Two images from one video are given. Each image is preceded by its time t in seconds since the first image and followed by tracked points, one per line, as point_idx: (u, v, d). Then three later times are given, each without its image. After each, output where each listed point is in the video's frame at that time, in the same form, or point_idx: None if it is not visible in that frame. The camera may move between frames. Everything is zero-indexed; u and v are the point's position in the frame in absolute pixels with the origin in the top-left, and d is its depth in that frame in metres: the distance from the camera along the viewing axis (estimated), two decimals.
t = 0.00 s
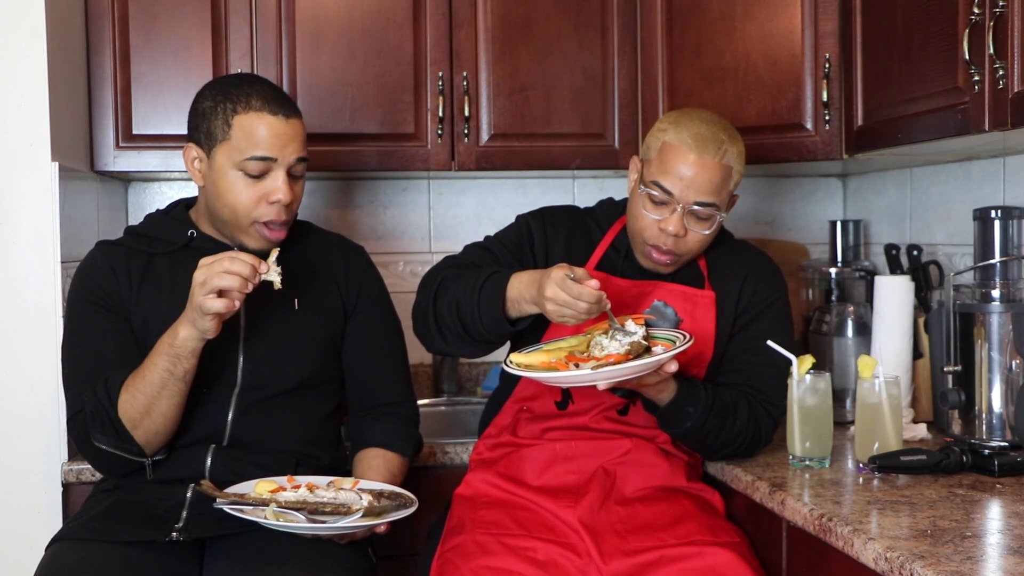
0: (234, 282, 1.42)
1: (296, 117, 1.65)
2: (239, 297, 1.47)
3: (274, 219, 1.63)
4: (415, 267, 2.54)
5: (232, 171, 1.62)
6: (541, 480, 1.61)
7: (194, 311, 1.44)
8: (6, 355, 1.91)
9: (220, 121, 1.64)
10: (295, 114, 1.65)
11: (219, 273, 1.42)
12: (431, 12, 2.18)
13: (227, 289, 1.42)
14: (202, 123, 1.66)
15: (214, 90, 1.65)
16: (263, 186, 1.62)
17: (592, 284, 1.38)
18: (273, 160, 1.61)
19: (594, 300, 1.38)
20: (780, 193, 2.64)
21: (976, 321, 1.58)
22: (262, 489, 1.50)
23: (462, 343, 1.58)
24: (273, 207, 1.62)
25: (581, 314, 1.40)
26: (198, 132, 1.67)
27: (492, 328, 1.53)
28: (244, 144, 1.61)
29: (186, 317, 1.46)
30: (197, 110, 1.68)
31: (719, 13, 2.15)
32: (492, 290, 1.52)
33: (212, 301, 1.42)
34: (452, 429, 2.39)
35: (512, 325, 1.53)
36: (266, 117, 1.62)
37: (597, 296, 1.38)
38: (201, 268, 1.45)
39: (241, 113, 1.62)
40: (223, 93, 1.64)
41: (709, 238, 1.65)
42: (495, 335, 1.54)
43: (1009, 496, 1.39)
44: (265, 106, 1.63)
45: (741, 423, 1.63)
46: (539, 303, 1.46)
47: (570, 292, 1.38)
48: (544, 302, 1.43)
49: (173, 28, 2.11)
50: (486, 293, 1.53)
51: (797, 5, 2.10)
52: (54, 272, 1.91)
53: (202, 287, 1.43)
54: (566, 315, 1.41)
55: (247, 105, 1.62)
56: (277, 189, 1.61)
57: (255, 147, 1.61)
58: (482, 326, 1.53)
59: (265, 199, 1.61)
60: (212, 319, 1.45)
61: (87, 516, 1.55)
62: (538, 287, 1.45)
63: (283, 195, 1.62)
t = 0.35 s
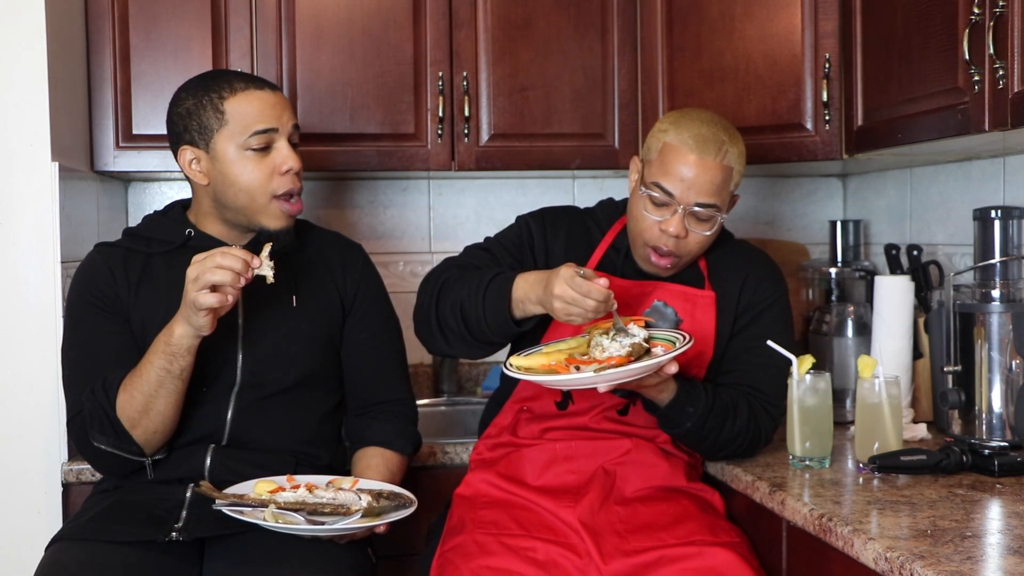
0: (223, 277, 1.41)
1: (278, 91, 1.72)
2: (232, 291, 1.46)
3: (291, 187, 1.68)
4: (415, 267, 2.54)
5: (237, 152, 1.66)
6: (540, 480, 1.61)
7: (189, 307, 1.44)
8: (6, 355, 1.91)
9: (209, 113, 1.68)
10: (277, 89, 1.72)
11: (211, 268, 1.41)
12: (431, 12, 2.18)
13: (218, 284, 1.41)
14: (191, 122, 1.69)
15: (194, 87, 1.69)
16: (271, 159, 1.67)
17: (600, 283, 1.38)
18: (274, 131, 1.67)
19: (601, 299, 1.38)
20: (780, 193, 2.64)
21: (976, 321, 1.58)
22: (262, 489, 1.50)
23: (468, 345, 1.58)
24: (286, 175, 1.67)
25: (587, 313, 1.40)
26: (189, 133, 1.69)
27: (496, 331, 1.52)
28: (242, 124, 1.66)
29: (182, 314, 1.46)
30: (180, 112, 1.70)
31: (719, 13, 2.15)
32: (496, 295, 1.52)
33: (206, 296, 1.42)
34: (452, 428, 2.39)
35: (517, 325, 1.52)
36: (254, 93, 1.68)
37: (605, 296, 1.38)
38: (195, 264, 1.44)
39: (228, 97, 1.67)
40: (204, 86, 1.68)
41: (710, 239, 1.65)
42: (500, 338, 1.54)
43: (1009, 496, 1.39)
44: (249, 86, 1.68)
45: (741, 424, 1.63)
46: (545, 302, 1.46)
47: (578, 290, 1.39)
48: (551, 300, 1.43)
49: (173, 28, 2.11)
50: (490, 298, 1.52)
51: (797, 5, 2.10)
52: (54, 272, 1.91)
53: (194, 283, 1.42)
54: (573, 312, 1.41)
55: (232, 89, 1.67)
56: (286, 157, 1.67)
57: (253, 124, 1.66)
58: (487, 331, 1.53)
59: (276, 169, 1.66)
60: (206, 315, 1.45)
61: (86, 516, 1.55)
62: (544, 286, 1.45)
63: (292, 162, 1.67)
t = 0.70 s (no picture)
0: (224, 283, 1.40)
1: (271, 85, 1.73)
2: (233, 296, 1.46)
3: (292, 177, 1.69)
4: (415, 267, 2.54)
5: (237, 146, 1.66)
6: (541, 480, 1.61)
7: (189, 312, 1.44)
8: (6, 355, 1.91)
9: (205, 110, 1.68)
10: (270, 82, 1.73)
11: (212, 273, 1.41)
12: (431, 12, 2.18)
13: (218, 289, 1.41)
14: (188, 120, 1.69)
15: (188, 86, 1.69)
16: (270, 150, 1.67)
17: (591, 308, 1.38)
18: (271, 123, 1.68)
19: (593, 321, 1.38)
20: (779, 193, 2.64)
21: (976, 321, 1.58)
22: (262, 489, 1.50)
23: (470, 354, 1.58)
24: (286, 165, 1.67)
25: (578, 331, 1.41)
26: (186, 132, 1.69)
27: (497, 340, 1.53)
28: (239, 118, 1.66)
29: (182, 319, 1.46)
30: (176, 112, 1.70)
31: (719, 13, 2.15)
32: (496, 305, 1.51)
33: (206, 302, 1.42)
34: (452, 428, 2.39)
35: (517, 334, 1.52)
36: (249, 87, 1.68)
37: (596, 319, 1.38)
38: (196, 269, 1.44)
39: (223, 92, 1.67)
40: (198, 84, 1.69)
41: (712, 240, 1.65)
42: (502, 347, 1.54)
43: (1009, 496, 1.40)
44: (242, 80, 1.69)
45: (741, 424, 1.63)
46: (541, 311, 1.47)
47: (569, 314, 1.39)
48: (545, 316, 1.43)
49: (173, 28, 2.11)
50: (491, 308, 1.52)
51: (797, 5, 2.10)
52: (54, 272, 1.91)
53: (195, 288, 1.42)
54: (565, 330, 1.41)
55: (227, 85, 1.68)
56: (285, 147, 1.67)
57: (250, 117, 1.66)
58: (488, 340, 1.53)
59: (277, 160, 1.67)
60: (206, 320, 1.45)
61: (87, 516, 1.55)
62: (540, 302, 1.45)
63: (292, 151, 1.68)
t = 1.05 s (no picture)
0: (224, 285, 1.40)
1: (274, 86, 1.73)
2: (233, 298, 1.46)
3: (295, 177, 1.69)
4: (415, 267, 2.54)
5: (240, 147, 1.66)
6: (541, 480, 1.61)
7: (189, 313, 1.44)
8: (6, 355, 1.91)
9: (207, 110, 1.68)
10: (273, 83, 1.73)
11: (213, 275, 1.41)
12: (431, 12, 2.18)
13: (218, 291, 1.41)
14: (190, 120, 1.69)
15: (191, 86, 1.69)
16: (273, 151, 1.67)
17: (582, 294, 1.38)
18: (274, 124, 1.67)
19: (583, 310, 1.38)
20: (779, 193, 2.64)
21: (976, 321, 1.58)
22: (262, 489, 1.50)
23: (469, 354, 1.59)
24: (289, 167, 1.67)
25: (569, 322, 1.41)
26: (189, 131, 1.69)
27: (496, 338, 1.53)
28: (242, 119, 1.66)
29: (182, 320, 1.46)
30: (178, 112, 1.70)
31: (719, 13, 2.15)
32: (493, 303, 1.51)
33: (207, 304, 1.42)
34: (452, 428, 2.39)
35: (513, 329, 1.53)
36: (252, 87, 1.68)
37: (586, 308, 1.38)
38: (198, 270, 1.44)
39: (226, 92, 1.67)
40: (201, 84, 1.69)
41: (709, 241, 1.65)
42: (501, 344, 1.55)
43: (1009, 496, 1.39)
44: (245, 81, 1.69)
45: (742, 424, 1.63)
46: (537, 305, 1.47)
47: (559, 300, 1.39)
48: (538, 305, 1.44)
49: (174, 28, 2.11)
50: (488, 306, 1.52)
51: (797, 5, 2.10)
52: (54, 272, 1.91)
53: (195, 289, 1.42)
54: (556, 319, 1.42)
55: (230, 85, 1.68)
56: (287, 148, 1.67)
57: (253, 118, 1.66)
58: (487, 338, 1.53)
59: (279, 161, 1.67)
60: (207, 321, 1.44)
61: (87, 516, 1.55)
62: (534, 293, 1.46)
63: (294, 153, 1.68)
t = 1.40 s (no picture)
0: (223, 287, 1.40)
1: (275, 86, 1.73)
2: (233, 300, 1.46)
3: (296, 179, 1.69)
4: (415, 267, 2.54)
5: (241, 147, 1.66)
6: (541, 480, 1.61)
7: (189, 314, 1.44)
8: (6, 355, 1.91)
9: (208, 111, 1.68)
10: (274, 83, 1.73)
11: (212, 277, 1.41)
12: (431, 12, 2.18)
13: (218, 293, 1.41)
14: (191, 121, 1.68)
15: (191, 86, 1.69)
16: (274, 152, 1.67)
17: (590, 232, 1.39)
18: (275, 126, 1.68)
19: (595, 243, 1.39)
20: (779, 193, 2.64)
21: (976, 321, 1.58)
22: (262, 489, 1.50)
23: (475, 333, 1.59)
24: (290, 168, 1.68)
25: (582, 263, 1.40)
26: (189, 132, 1.69)
27: (506, 306, 1.53)
28: (243, 120, 1.66)
29: (182, 321, 1.46)
30: (179, 112, 1.70)
31: (719, 13, 2.15)
32: (497, 271, 1.52)
33: (206, 306, 1.41)
34: (452, 428, 2.39)
35: (524, 293, 1.52)
36: (253, 88, 1.68)
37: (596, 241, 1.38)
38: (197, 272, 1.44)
39: (227, 93, 1.67)
40: (201, 84, 1.68)
41: (700, 239, 1.64)
42: (509, 316, 1.54)
43: (1009, 496, 1.39)
44: (246, 81, 1.69)
45: (742, 424, 1.63)
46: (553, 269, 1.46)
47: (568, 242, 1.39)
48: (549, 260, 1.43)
49: (174, 28, 2.11)
50: (492, 276, 1.52)
51: (797, 5, 2.10)
52: (54, 272, 1.91)
53: (194, 292, 1.42)
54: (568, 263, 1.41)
55: (231, 86, 1.68)
56: (289, 149, 1.68)
57: (255, 119, 1.66)
58: (495, 308, 1.53)
59: (281, 163, 1.67)
60: (207, 323, 1.44)
61: (87, 516, 1.55)
62: (541, 251, 1.46)
63: (295, 154, 1.68)
